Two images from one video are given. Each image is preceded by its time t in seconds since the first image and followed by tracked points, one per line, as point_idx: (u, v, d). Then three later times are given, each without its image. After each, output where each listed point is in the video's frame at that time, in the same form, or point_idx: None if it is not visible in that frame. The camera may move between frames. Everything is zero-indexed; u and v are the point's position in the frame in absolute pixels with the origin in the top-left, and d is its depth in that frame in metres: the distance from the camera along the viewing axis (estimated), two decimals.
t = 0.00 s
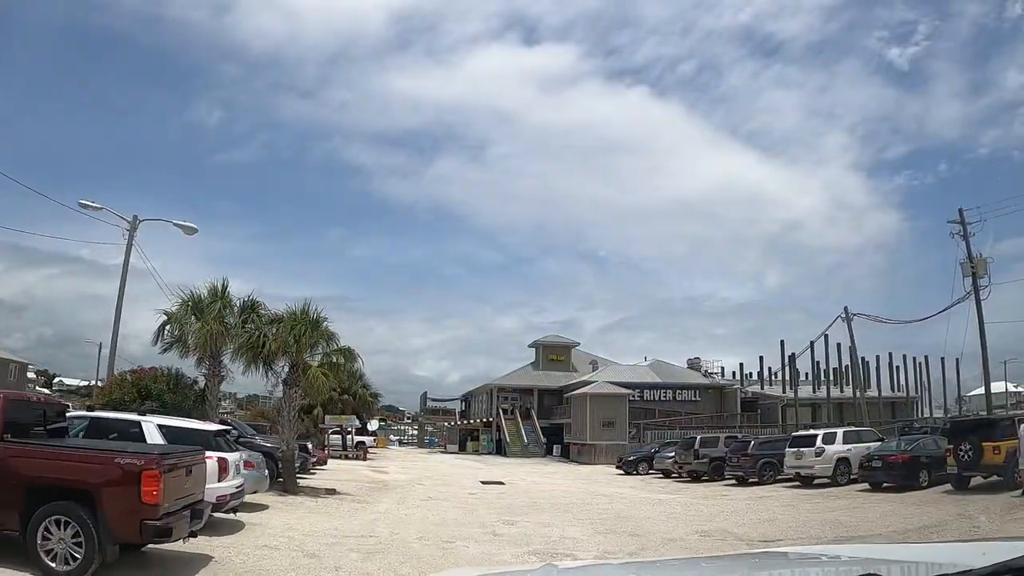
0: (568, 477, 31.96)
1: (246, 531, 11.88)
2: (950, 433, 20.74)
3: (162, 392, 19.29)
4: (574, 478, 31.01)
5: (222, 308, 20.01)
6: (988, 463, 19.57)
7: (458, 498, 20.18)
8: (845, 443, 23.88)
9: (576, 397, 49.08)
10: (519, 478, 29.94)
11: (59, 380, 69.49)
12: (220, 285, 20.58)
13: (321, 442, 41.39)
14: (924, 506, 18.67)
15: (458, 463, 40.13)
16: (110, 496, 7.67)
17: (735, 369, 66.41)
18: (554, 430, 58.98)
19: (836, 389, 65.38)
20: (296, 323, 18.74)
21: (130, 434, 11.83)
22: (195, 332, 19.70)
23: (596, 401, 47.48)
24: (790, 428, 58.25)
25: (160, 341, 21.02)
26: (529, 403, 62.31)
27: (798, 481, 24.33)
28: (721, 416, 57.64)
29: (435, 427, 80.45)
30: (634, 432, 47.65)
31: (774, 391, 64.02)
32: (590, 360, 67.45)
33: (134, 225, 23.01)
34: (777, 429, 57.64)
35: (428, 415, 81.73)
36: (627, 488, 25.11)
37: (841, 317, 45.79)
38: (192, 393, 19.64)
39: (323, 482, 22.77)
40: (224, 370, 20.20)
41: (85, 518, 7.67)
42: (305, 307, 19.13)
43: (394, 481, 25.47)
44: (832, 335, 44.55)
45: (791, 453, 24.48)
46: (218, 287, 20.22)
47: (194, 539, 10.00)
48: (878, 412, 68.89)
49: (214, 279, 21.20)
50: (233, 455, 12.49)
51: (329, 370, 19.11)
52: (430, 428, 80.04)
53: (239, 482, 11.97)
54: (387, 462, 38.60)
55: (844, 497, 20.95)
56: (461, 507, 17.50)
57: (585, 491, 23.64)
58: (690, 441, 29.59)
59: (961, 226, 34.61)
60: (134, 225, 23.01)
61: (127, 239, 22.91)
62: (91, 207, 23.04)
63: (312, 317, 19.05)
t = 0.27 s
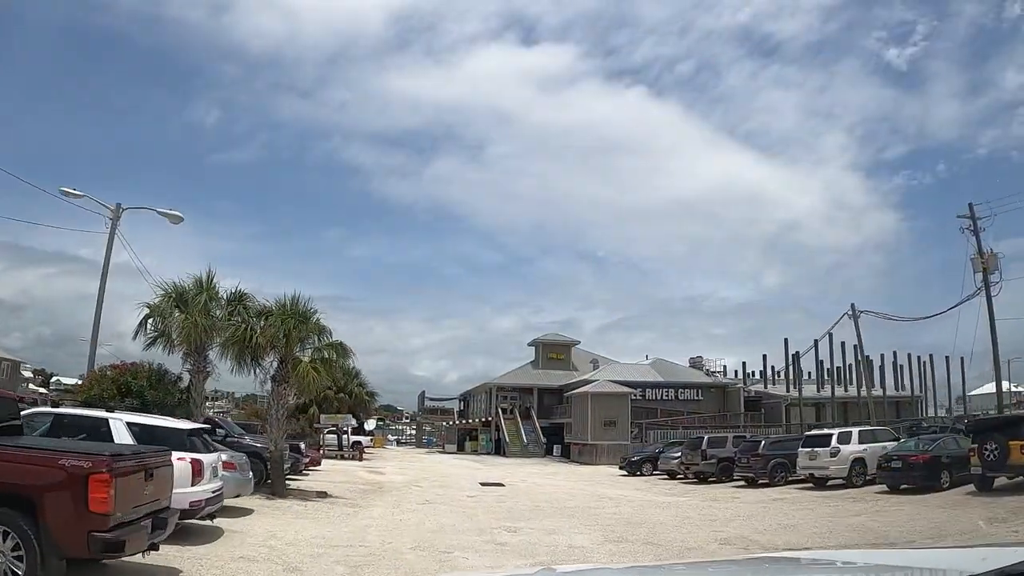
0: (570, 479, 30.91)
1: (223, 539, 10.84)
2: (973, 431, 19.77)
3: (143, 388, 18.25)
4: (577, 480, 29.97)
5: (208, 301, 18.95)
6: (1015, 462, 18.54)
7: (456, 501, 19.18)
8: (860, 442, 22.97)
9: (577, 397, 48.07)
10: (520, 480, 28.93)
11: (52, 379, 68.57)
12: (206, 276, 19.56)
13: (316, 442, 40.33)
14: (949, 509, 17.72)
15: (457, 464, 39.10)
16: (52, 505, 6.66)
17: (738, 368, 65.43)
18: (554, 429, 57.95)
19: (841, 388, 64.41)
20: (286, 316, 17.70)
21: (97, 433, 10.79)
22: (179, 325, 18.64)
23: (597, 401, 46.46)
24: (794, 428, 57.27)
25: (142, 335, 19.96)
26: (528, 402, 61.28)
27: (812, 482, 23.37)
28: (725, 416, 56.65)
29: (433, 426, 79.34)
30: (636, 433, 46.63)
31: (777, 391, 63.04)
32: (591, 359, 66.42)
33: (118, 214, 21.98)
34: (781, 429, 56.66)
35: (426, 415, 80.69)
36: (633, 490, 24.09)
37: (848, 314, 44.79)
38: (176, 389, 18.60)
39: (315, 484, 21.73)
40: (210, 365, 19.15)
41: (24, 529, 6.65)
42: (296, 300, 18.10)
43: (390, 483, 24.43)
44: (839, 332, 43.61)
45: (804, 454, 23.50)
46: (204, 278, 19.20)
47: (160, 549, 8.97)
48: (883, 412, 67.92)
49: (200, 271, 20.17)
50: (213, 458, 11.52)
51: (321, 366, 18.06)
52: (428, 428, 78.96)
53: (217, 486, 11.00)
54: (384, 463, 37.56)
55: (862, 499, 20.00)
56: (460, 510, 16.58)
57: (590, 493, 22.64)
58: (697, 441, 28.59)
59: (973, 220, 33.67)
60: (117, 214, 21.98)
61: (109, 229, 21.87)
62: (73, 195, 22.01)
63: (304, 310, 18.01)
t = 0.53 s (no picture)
0: (573, 479, 29.96)
1: (200, 550, 9.86)
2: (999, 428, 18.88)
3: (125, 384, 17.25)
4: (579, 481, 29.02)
5: (194, 292, 17.91)
6: None
7: (456, 503, 18.25)
8: (878, 442, 22.18)
9: (578, 395, 47.05)
10: (521, 481, 27.94)
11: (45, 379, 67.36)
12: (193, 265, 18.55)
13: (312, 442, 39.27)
14: (977, 511, 16.86)
15: (456, 464, 38.08)
16: None
17: (741, 366, 64.51)
18: (555, 429, 56.94)
19: (845, 387, 63.54)
20: (276, 307, 16.67)
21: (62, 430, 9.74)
22: (163, 317, 17.59)
23: (599, 399, 45.45)
24: (799, 428, 56.37)
25: (126, 328, 18.97)
26: (528, 401, 60.26)
27: (828, 482, 22.53)
28: (728, 415, 55.71)
29: (431, 426, 78.26)
30: (640, 432, 45.68)
31: (781, 389, 62.14)
32: (591, 357, 65.41)
33: (101, 202, 20.96)
34: (786, 428, 55.76)
35: (424, 414, 79.63)
36: (641, 492, 23.12)
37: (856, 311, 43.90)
38: (160, 385, 17.59)
39: (308, 485, 20.71)
40: (196, 361, 18.12)
41: None
42: (286, 291, 17.07)
43: (388, 485, 23.42)
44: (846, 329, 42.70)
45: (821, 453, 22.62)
46: (190, 267, 18.19)
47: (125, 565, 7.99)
48: (887, 411, 67.06)
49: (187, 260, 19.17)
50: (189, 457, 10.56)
51: (313, 361, 17.02)
52: (426, 427, 77.88)
53: (194, 490, 10.03)
54: (381, 463, 36.51)
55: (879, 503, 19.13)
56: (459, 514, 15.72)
57: (594, 495, 21.70)
58: (705, 439, 27.62)
59: (988, 214, 32.79)
60: (101, 201, 20.97)
61: (92, 216, 20.87)
62: (56, 180, 21.05)
63: (294, 300, 16.93)
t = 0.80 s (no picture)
0: (575, 481, 28.97)
1: (170, 563, 8.91)
2: None
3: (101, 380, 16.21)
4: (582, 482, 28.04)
5: (176, 282, 16.86)
6: None
7: (453, 507, 17.26)
8: (895, 441, 21.27)
9: (579, 395, 46.02)
10: (521, 482, 26.93)
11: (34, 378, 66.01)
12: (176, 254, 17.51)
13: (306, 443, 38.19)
14: (1005, 516, 16.00)
15: (455, 465, 37.08)
16: None
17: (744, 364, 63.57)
18: (555, 429, 55.94)
19: (850, 386, 62.63)
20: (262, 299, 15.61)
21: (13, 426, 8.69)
22: (141, 310, 16.53)
23: (601, 398, 44.39)
24: (804, 427, 55.45)
25: (105, 321, 17.92)
26: (528, 401, 59.23)
27: (844, 484, 21.59)
28: (732, 414, 54.75)
29: (429, 426, 77.15)
30: (642, 432, 44.67)
31: (785, 388, 61.19)
32: (592, 356, 64.38)
33: (81, 187, 19.90)
34: (790, 427, 54.81)
35: (421, 413, 78.52)
36: (648, 494, 22.15)
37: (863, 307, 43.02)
38: (139, 382, 16.53)
39: (299, 488, 19.70)
40: (178, 356, 17.07)
41: None
42: (273, 281, 16.01)
43: (383, 487, 22.37)
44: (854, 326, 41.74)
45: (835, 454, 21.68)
46: (172, 255, 17.15)
47: None
48: (892, 410, 66.15)
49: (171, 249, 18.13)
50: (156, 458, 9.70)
51: (302, 357, 15.96)
52: (424, 427, 76.78)
53: (163, 495, 9.19)
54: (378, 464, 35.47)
55: (898, 509, 18.13)
56: (456, 520, 14.67)
57: (598, 499, 20.68)
58: (711, 438, 26.67)
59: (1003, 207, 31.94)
60: (80, 188, 19.90)
61: (72, 203, 19.81)
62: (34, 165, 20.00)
63: (281, 292, 15.88)
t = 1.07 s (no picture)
0: (579, 482, 28.01)
1: None
2: None
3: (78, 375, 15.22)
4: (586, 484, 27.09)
5: (159, 272, 15.88)
6: None
7: (455, 511, 16.33)
8: (918, 440, 20.68)
9: (582, 394, 45.04)
10: (523, 484, 25.95)
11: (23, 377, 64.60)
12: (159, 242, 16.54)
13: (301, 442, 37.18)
14: None
15: (454, 466, 36.07)
16: None
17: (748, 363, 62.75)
18: (556, 428, 54.98)
19: (856, 384, 61.88)
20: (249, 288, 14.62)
21: None
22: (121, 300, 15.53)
23: (604, 398, 43.38)
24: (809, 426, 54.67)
25: (84, 312, 16.93)
26: (528, 400, 58.26)
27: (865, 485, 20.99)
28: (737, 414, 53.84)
29: (427, 425, 76.11)
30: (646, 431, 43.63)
31: (790, 388, 60.38)
32: (592, 355, 63.43)
33: (61, 173, 18.88)
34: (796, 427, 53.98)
35: (419, 413, 77.39)
36: (658, 498, 21.22)
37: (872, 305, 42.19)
38: (119, 377, 15.54)
39: (291, 491, 18.72)
40: (161, 349, 16.09)
41: None
42: (262, 271, 15.04)
43: (380, 488, 21.42)
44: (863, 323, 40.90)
45: (856, 454, 21.10)
46: (155, 243, 16.17)
47: None
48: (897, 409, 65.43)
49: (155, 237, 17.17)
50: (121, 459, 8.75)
51: (293, 350, 14.97)
52: (421, 427, 75.74)
53: (127, 502, 8.28)
54: (375, 464, 34.51)
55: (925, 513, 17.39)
56: (459, 527, 13.73)
57: (606, 503, 19.72)
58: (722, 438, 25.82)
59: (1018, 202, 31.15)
60: (60, 173, 18.89)
61: (51, 189, 18.80)
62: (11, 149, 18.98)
63: (271, 282, 14.91)
